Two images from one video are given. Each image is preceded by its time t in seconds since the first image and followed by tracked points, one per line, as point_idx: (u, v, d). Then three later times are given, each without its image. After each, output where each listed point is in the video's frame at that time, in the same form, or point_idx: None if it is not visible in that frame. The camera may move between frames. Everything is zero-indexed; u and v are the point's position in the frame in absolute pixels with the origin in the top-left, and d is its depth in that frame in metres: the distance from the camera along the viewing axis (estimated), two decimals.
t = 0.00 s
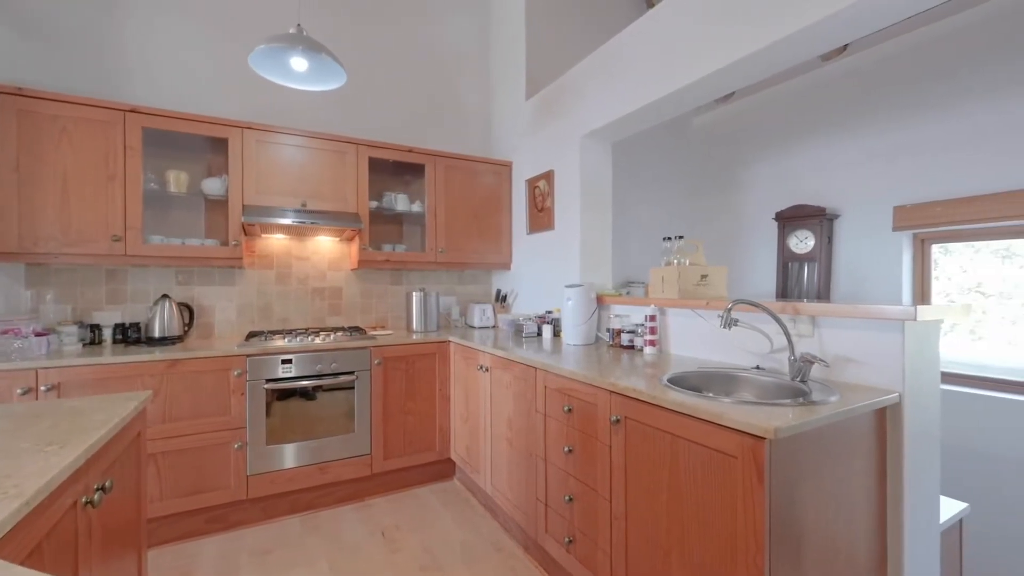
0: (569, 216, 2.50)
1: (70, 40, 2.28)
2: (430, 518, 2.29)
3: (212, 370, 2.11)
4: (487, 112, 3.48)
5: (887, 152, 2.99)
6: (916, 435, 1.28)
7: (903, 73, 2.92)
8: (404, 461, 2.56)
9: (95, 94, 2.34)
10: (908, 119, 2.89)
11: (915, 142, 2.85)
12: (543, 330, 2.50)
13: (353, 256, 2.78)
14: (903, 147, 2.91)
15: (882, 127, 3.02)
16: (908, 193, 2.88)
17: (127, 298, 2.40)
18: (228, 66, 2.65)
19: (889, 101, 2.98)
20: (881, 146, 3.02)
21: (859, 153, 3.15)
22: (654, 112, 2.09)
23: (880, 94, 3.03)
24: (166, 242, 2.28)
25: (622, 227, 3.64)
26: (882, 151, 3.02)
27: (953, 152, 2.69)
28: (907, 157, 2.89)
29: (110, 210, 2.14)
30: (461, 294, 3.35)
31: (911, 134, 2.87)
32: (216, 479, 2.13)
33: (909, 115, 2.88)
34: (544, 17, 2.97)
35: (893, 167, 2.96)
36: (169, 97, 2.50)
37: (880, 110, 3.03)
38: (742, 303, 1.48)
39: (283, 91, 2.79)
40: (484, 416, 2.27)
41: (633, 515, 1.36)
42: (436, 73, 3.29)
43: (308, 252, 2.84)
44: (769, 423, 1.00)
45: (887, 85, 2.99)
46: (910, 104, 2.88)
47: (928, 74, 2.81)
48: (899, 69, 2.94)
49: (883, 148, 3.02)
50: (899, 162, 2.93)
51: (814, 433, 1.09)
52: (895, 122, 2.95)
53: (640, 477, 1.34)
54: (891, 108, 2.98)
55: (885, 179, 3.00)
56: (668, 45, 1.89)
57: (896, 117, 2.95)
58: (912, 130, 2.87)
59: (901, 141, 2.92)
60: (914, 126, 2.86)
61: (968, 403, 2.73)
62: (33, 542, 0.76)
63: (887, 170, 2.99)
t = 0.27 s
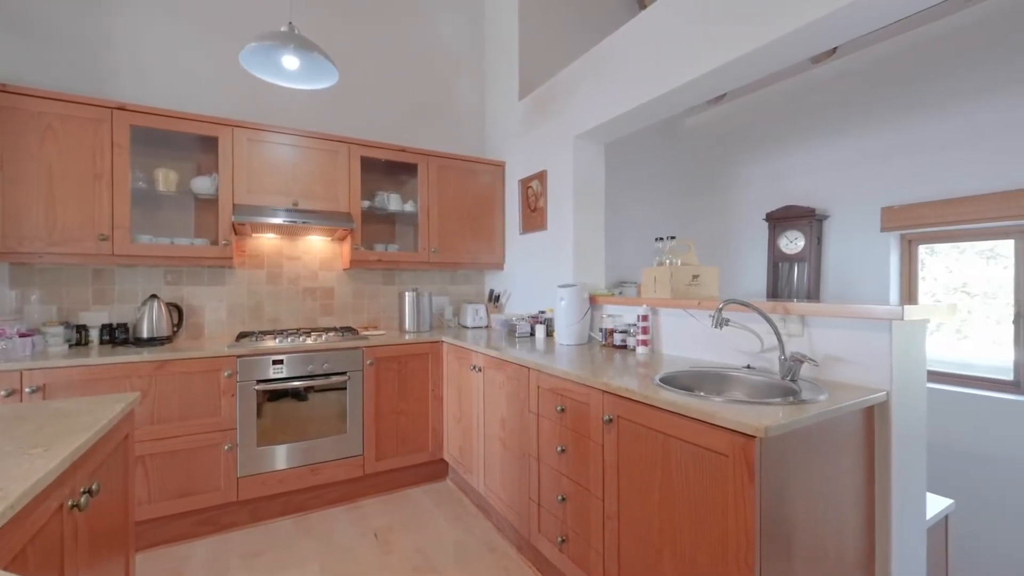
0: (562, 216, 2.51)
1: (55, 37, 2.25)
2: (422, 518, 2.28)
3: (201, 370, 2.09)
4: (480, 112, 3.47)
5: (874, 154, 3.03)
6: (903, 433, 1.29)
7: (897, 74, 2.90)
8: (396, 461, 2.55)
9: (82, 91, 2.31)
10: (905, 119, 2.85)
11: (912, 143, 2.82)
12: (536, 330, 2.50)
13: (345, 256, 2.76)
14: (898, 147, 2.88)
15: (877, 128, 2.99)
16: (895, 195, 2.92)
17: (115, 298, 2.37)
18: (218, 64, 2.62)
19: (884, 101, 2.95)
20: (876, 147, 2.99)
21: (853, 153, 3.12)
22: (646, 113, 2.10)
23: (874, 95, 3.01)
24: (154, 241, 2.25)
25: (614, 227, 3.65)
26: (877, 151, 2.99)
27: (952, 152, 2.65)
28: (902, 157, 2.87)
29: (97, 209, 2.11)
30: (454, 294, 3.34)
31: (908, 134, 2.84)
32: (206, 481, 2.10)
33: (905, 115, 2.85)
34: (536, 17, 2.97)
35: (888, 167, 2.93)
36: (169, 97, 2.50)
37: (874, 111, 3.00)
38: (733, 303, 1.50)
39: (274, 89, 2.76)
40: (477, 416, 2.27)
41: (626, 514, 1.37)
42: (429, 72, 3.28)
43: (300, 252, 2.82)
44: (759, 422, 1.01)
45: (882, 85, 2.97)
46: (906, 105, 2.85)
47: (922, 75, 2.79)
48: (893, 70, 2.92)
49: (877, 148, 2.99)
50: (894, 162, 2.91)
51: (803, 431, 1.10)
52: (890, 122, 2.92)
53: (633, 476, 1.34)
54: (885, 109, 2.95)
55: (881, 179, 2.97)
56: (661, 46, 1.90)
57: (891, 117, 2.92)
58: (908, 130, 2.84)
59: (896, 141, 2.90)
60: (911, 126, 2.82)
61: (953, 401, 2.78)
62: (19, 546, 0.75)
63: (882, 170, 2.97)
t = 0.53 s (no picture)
0: (554, 216, 2.51)
1: (39, 32, 2.21)
2: (415, 519, 2.28)
3: (190, 372, 2.06)
4: (472, 112, 3.47)
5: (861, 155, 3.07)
6: (889, 431, 1.31)
7: (892, 74, 2.91)
8: (388, 462, 2.53)
9: (66, 88, 2.27)
10: (901, 119, 2.85)
11: (907, 144, 2.82)
12: (528, 330, 2.51)
13: (337, 256, 2.74)
14: (894, 147, 2.89)
15: (865, 130, 3.03)
16: (882, 196, 2.97)
17: (100, 298, 2.33)
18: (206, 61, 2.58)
19: (874, 103, 2.98)
20: (864, 148, 3.03)
21: (845, 154, 3.15)
22: (638, 114, 2.11)
23: (862, 97, 3.05)
24: (142, 240, 2.22)
25: (605, 227, 3.67)
26: (863, 153, 3.05)
27: (943, 153, 2.67)
28: (897, 157, 2.88)
29: (82, 208, 2.08)
30: (446, 294, 3.33)
31: (904, 134, 2.84)
32: (194, 484, 2.08)
33: (902, 114, 2.85)
34: (528, 17, 2.97)
35: (883, 167, 2.94)
36: (169, 97, 2.47)
37: (870, 112, 3.01)
38: (723, 303, 1.51)
39: (263, 88, 2.73)
40: (469, 416, 2.27)
41: (617, 513, 1.38)
42: (421, 71, 3.27)
43: (290, 252, 2.80)
44: (749, 421, 1.02)
45: (869, 88, 3.01)
46: (901, 105, 2.86)
47: (921, 76, 2.79)
48: (886, 71, 2.94)
49: (873, 148, 2.99)
50: (886, 163, 2.94)
51: (793, 429, 1.12)
52: (885, 122, 2.93)
53: (624, 475, 1.35)
54: (876, 110, 2.98)
55: (877, 180, 2.97)
56: (653, 47, 1.91)
57: (886, 117, 2.92)
58: (904, 130, 2.84)
59: (891, 141, 2.90)
60: (908, 126, 2.82)
61: (938, 399, 2.83)
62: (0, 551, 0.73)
63: (873, 171, 2.99)
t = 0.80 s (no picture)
0: (547, 216, 2.52)
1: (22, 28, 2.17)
2: (407, 520, 2.27)
3: (178, 373, 2.04)
4: (465, 111, 3.46)
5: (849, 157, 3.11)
6: (877, 429, 1.33)
7: (879, 77, 2.95)
8: (380, 463, 2.52)
9: (51, 85, 2.23)
10: (901, 119, 2.84)
11: (910, 144, 2.80)
12: (521, 330, 2.51)
13: (328, 255, 2.72)
14: (895, 148, 2.87)
15: (853, 132, 3.07)
16: (870, 197, 3.00)
17: (86, 298, 2.30)
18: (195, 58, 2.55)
19: (862, 105, 3.02)
20: (853, 150, 3.07)
21: (834, 156, 3.18)
22: (629, 114, 2.12)
23: (850, 100, 3.09)
24: (129, 240, 2.19)
25: (598, 228, 3.69)
26: (851, 155, 3.09)
27: (930, 155, 2.72)
28: (899, 157, 2.86)
29: (68, 207, 2.04)
30: (439, 294, 3.32)
31: (903, 134, 2.83)
32: (183, 486, 2.05)
33: (903, 114, 2.83)
34: (521, 17, 2.97)
35: (871, 168, 2.98)
36: (163, 95, 2.47)
37: (858, 114, 3.05)
38: (715, 303, 1.51)
39: (253, 86, 2.71)
40: (462, 416, 2.26)
41: (610, 513, 1.38)
42: (413, 70, 3.26)
43: (281, 251, 2.77)
44: (740, 420, 1.03)
45: (857, 90, 3.05)
46: (899, 105, 2.85)
47: (916, 77, 2.78)
48: (876, 73, 2.96)
49: (871, 149, 2.98)
50: (874, 165, 2.97)
51: (783, 428, 1.13)
52: (879, 123, 2.94)
53: (616, 474, 1.35)
54: (864, 113, 3.02)
55: (876, 179, 2.96)
56: (645, 48, 1.92)
57: (883, 117, 2.92)
58: (905, 129, 2.82)
59: (885, 142, 2.92)
60: (909, 125, 2.80)
61: (924, 397, 2.88)
62: None
63: (862, 172, 3.03)
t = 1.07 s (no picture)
0: (540, 216, 2.52)
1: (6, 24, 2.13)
2: (399, 521, 2.26)
3: (167, 374, 2.01)
4: (457, 111, 3.46)
5: (838, 159, 3.15)
6: (865, 427, 1.35)
7: (867, 80, 2.99)
8: (372, 464, 2.51)
9: (36, 82, 2.19)
10: (895, 120, 2.85)
11: (904, 145, 2.81)
12: (514, 330, 2.51)
13: (320, 255, 2.70)
14: (883, 149, 2.91)
15: (842, 134, 3.11)
16: (859, 199, 3.04)
17: (72, 298, 2.26)
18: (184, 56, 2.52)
19: (850, 108, 3.06)
20: (842, 152, 3.11)
21: (823, 158, 3.22)
22: (622, 115, 2.13)
23: (839, 102, 3.13)
24: (116, 239, 2.16)
25: (591, 228, 3.70)
26: (840, 156, 3.13)
27: (918, 157, 2.75)
28: (888, 158, 2.89)
29: (53, 205, 2.01)
30: (432, 294, 3.31)
31: (899, 134, 2.84)
32: (172, 489, 2.03)
33: (899, 114, 2.83)
34: (513, 17, 2.97)
35: (860, 170, 3.01)
36: (153, 93, 2.45)
37: (847, 116, 3.09)
38: (706, 302, 1.53)
39: (244, 84, 2.68)
40: (455, 416, 2.26)
41: (602, 512, 1.38)
42: (405, 70, 3.24)
43: (272, 251, 2.75)
44: (731, 419, 1.04)
45: (846, 93, 3.09)
46: (897, 105, 2.85)
47: (912, 77, 2.78)
48: (866, 75, 2.99)
49: (865, 150, 3.00)
50: (862, 166, 3.01)
51: (773, 427, 1.14)
52: (867, 125, 2.98)
53: (608, 474, 1.36)
54: (852, 115, 3.06)
55: (865, 181, 3.00)
56: (637, 50, 1.94)
57: (877, 117, 2.93)
58: (900, 130, 2.84)
59: (873, 144, 2.96)
60: (906, 125, 2.80)
61: (911, 396, 2.92)
62: None
63: (850, 173, 3.07)
